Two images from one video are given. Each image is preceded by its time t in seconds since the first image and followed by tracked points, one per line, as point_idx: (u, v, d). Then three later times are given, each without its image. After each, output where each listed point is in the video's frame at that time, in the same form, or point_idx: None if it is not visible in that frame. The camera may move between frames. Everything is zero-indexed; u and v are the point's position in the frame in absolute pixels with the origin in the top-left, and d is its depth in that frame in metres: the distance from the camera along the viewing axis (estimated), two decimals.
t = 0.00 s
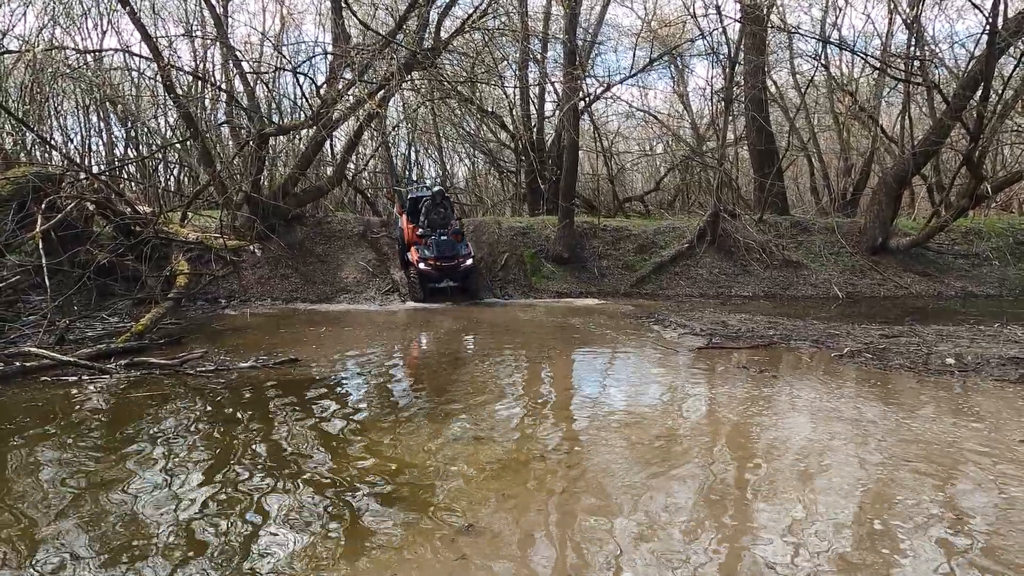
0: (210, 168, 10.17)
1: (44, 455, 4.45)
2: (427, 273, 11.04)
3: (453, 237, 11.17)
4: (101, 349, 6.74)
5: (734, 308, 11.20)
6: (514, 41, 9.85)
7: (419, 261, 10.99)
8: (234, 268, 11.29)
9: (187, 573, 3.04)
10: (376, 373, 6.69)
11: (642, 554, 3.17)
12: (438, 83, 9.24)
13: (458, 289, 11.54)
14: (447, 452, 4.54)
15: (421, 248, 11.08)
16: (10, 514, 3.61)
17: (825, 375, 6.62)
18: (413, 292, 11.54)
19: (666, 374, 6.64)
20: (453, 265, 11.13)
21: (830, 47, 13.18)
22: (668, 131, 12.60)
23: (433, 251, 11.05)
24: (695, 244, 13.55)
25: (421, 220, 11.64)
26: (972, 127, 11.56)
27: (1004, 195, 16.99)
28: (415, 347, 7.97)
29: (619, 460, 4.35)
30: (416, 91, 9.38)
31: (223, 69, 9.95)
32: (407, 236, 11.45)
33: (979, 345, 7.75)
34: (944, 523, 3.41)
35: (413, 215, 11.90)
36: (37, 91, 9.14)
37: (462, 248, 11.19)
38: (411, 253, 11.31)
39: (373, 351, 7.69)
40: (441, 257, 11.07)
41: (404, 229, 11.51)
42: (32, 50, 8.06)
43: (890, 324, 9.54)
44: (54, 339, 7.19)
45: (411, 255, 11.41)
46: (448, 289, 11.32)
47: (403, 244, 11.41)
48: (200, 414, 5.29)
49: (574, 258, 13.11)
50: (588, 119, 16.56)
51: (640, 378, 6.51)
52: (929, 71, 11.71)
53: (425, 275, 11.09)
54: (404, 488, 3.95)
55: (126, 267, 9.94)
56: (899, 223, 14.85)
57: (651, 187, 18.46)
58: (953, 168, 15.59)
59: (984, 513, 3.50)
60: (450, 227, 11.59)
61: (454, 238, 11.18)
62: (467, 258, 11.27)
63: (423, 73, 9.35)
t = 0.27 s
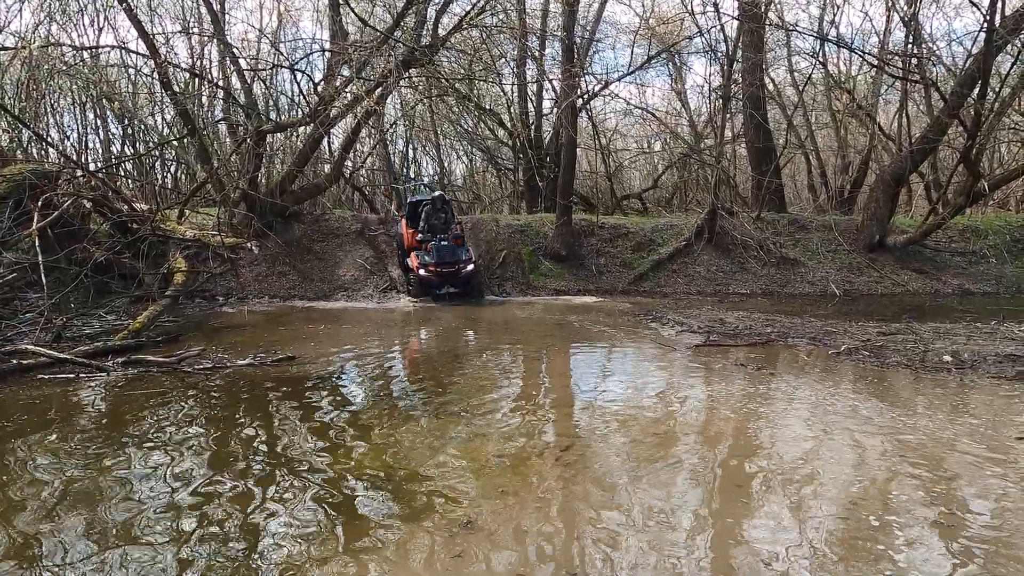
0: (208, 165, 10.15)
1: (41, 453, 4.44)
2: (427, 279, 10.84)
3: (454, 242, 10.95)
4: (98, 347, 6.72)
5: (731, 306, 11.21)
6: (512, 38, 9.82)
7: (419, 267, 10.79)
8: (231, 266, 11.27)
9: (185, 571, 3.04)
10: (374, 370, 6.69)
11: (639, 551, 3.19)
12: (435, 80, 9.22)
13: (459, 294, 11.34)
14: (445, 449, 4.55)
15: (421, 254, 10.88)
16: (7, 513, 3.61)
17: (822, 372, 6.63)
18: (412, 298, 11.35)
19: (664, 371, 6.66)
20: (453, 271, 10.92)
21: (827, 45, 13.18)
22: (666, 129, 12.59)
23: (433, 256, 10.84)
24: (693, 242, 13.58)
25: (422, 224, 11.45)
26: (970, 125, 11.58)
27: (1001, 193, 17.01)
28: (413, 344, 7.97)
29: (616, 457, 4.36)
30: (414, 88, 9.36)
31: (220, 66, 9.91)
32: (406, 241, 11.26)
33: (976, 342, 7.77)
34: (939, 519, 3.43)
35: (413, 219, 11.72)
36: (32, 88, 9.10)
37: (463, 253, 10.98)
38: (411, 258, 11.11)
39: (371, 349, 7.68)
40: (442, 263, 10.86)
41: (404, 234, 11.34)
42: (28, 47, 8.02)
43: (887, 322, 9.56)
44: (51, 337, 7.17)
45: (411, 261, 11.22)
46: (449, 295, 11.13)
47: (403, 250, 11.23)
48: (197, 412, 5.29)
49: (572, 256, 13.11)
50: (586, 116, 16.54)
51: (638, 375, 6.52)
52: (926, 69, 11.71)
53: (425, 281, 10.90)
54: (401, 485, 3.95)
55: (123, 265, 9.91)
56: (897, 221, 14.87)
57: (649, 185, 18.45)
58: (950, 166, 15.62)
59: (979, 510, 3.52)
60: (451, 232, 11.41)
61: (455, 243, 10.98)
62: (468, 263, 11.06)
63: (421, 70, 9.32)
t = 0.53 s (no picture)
0: (204, 162, 10.11)
1: (37, 450, 4.44)
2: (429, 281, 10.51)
3: (456, 243, 10.69)
4: (94, 344, 6.70)
5: (728, 303, 11.23)
6: (509, 34, 9.80)
7: (421, 268, 10.47)
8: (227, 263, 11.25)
9: (179, 571, 3.02)
10: (371, 368, 6.68)
11: (636, 550, 3.17)
12: (432, 77, 9.18)
13: (463, 296, 11.00)
14: (442, 446, 4.54)
15: (422, 255, 10.58)
16: (3, 511, 3.60)
17: (819, 369, 6.65)
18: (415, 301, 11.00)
19: (661, 369, 6.65)
20: (456, 273, 10.61)
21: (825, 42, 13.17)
22: (663, 126, 12.59)
23: (435, 257, 10.54)
24: (690, 239, 13.58)
25: (422, 227, 11.20)
26: (966, 122, 11.59)
27: (998, 190, 17.04)
28: (410, 341, 7.96)
29: (613, 455, 4.35)
30: (411, 85, 9.34)
31: (215, 63, 9.87)
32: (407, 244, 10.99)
33: (972, 339, 7.79)
34: (936, 517, 3.42)
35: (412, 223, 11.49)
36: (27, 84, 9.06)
37: (466, 253, 10.69)
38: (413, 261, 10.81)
39: (368, 346, 7.67)
40: (444, 264, 10.54)
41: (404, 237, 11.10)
42: (22, 43, 7.98)
43: (884, 319, 9.58)
44: (47, 334, 7.15)
45: (412, 263, 10.93)
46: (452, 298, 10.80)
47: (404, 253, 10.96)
48: (194, 409, 5.28)
49: (569, 253, 13.11)
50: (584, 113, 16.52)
51: (635, 372, 6.53)
52: (923, 66, 11.72)
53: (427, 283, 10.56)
54: (398, 483, 3.94)
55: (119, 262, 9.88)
56: (893, 218, 14.90)
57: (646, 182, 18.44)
58: (947, 163, 15.64)
59: (976, 508, 3.51)
60: (452, 235, 11.18)
61: (457, 244, 10.72)
62: (470, 264, 10.74)
63: (418, 67, 9.30)
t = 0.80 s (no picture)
0: (200, 158, 10.08)
1: (34, 447, 4.43)
2: (431, 279, 10.39)
3: (457, 241, 10.61)
4: (90, 341, 6.69)
5: (725, 299, 11.24)
6: (506, 30, 9.77)
7: (424, 267, 10.35)
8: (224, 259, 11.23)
9: (178, 566, 3.03)
10: (368, 364, 6.67)
11: (632, 545, 3.19)
12: (429, 73, 9.16)
13: (465, 296, 10.90)
14: (439, 442, 4.56)
15: (424, 253, 10.48)
16: None
17: (815, 365, 6.67)
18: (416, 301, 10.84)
19: (657, 365, 6.67)
20: (458, 271, 10.51)
21: (822, 38, 13.17)
22: (660, 122, 12.59)
23: (437, 255, 10.45)
24: (687, 235, 13.62)
25: (422, 227, 11.08)
26: (963, 119, 11.61)
27: (994, 186, 17.08)
28: (408, 338, 7.97)
29: (610, 451, 4.37)
30: (408, 81, 9.31)
31: (212, 58, 9.83)
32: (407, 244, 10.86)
33: (969, 335, 7.81)
34: (931, 512, 3.44)
35: (412, 223, 11.40)
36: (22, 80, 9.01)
37: (468, 251, 10.61)
38: (414, 260, 10.69)
39: (365, 342, 7.67)
40: (446, 262, 10.45)
41: (404, 238, 11.01)
42: (17, 38, 7.93)
43: (881, 315, 9.60)
44: (43, 331, 7.14)
45: (413, 263, 10.80)
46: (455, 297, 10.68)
47: (405, 253, 10.85)
48: (191, 405, 5.28)
49: (567, 249, 13.11)
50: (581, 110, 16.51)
51: (632, 368, 6.54)
52: (920, 62, 11.73)
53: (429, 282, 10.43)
54: (395, 479, 3.95)
55: (115, 258, 9.86)
56: (890, 215, 14.92)
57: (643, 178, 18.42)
58: (943, 160, 15.67)
59: (970, 504, 3.53)
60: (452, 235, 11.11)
61: (459, 242, 10.65)
62: (473, 262, 10.66)
63: (415, 63, 9.27)
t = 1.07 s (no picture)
0: (196, 154, 10.04)
1: (30, 443, 4.43)
2: (432, 275, 10.31)
3: (457, 238, 10.58)
4: (86, 337, 6.67)
5: (722, 296, 11.26)
6: (503, 26, 9.75)
7: (424, 262, 10.27)
8: (220, 255, 11.20)
9: (176, 563, 3.03)
10: (364, 360, 6.67)
11: (630, 541, 3.19)
12: (426, 68, 9.12)
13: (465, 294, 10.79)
14: (436, 438, 4.56)
15: (424, 250, 10.42)
16: None
17: (812, 361, 6.68)
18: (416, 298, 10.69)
19: (655, 360, 6.68)
20: (458, 267, 10.46)
21: (820, 34, 13.17)
22: (657, 118, 12.59)
23: (437, 251, 10.39)
24: (684, 231, 13.66)
25: (421, 226, 11.03)
26: (959, 115, 11.64)
27: (990, 183, 17.13)
28: (405, 334, 7.96)
29: (608, 446, 4.37)
30: (405, 76, 9.29)
31: (208, 53, 9.79)
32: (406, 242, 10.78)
33: (964, 332, 7.84)
34: (927, 508, 3.46)
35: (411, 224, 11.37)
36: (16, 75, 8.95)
37: (468, 247, 10.57)
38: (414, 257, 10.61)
39: (361, 338, 7.66)
40: (446, 257, 10.39)
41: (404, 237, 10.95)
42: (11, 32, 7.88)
43: (877, 311, 9.63)
44: (39, 326, 7.11)
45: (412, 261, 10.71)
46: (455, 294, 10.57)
47: (404, 251, 10.78)
48: (187, 401, 5.27)
49: (564, 246, 13.11)
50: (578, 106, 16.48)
51: (629, 364, 6.55)
52: (917, 59, 11.75)
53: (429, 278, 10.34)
54: (394, 475, 3.95)
55: (111, 254, 9.83)
56: (886, 211, 14.95)
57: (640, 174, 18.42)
58: (940, 156, 15.69)
59: (966, 499, 3.54)
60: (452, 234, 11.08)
61: (459, 238, 10.62)
62: (473, 259, 10.60)
63: (412, 58, 9.24)
